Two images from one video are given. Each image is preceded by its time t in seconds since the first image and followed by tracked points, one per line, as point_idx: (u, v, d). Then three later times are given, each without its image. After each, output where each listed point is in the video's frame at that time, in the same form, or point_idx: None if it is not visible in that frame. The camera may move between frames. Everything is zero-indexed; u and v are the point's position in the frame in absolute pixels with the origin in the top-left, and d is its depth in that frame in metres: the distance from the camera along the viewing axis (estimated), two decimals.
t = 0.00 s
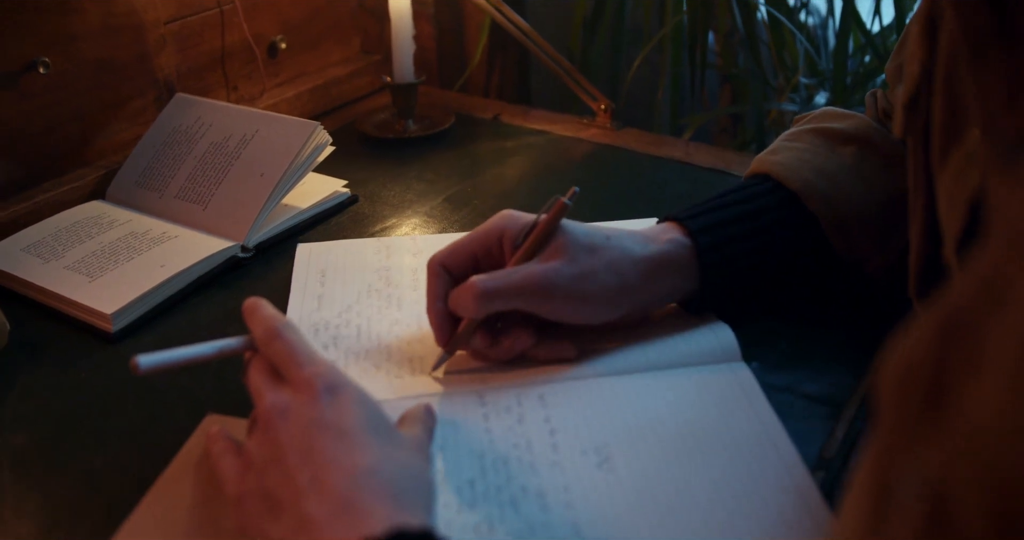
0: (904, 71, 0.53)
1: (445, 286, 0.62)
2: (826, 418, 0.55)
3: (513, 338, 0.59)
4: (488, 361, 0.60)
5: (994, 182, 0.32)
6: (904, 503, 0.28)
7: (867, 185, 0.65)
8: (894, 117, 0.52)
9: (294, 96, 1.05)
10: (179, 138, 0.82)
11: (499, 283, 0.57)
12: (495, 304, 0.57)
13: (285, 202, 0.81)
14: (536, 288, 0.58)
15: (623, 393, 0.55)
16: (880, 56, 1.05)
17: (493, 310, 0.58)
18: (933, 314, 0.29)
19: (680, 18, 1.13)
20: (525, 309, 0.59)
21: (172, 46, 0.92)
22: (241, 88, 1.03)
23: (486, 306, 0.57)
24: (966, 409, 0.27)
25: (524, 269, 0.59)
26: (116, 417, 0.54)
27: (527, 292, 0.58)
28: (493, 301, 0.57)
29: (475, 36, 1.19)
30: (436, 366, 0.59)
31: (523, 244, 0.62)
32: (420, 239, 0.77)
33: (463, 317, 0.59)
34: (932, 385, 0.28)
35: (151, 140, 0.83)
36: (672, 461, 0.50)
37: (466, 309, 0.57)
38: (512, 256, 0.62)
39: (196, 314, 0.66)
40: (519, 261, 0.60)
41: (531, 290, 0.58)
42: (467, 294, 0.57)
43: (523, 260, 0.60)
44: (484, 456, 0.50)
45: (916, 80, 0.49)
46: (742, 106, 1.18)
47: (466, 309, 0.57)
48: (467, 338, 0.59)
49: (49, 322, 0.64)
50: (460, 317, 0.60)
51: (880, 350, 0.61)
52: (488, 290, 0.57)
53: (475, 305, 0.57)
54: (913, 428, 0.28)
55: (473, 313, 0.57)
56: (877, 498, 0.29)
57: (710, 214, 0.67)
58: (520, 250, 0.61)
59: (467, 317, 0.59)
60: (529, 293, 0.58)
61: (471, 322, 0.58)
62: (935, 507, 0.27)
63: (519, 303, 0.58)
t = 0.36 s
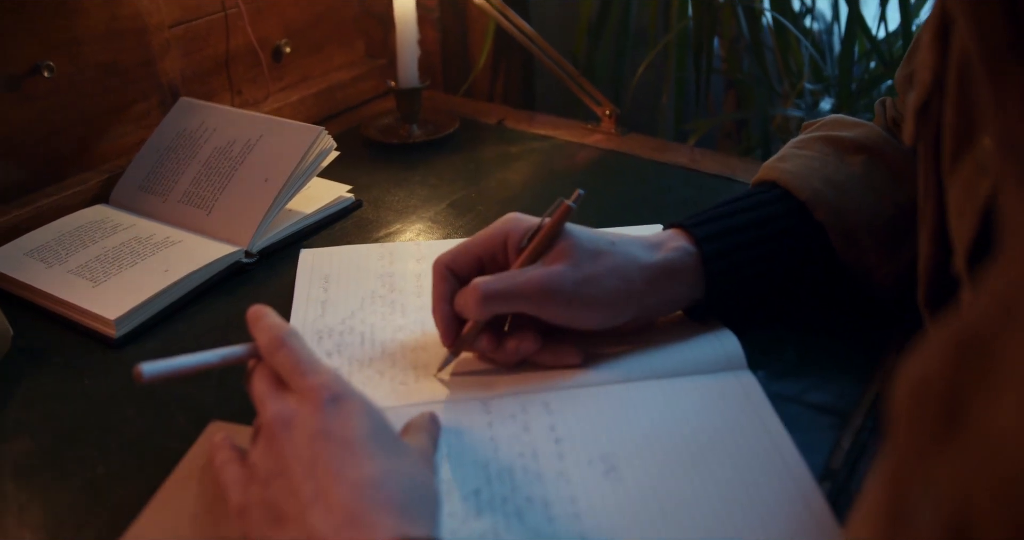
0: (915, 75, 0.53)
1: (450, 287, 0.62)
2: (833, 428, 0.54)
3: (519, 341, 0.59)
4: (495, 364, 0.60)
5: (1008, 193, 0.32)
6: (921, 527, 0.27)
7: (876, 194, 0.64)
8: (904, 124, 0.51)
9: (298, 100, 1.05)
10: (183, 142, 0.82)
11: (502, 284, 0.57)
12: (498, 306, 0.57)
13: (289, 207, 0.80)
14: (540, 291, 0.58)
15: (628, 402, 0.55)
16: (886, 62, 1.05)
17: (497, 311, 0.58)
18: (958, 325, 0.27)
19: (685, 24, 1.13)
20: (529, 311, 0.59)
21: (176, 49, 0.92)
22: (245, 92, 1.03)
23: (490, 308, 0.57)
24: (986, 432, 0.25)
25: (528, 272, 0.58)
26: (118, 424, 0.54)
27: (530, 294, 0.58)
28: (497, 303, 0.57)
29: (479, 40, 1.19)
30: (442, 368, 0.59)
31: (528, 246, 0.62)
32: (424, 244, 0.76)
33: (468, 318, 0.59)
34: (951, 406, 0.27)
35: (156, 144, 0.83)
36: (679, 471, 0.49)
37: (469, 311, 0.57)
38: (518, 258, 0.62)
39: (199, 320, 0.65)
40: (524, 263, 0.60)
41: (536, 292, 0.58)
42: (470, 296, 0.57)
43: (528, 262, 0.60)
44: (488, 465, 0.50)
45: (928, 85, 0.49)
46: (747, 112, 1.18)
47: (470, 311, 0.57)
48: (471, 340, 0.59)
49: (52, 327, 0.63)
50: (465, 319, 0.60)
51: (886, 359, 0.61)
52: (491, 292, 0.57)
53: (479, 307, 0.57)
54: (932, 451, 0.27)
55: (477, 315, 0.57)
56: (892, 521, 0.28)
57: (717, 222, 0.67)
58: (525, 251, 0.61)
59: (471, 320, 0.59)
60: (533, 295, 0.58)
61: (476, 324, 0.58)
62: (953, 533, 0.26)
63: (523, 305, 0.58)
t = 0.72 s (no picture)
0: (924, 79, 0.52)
1: (458, 289, 0.62)
2: (840, 432, 0.54)
3: (526, 344, 0.59)
4: (502, 366, 0.60)
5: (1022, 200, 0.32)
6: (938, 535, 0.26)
7: (883, 197, 0.64)
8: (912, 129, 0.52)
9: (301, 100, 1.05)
10: (186, 142, 0.81)
11: (511, 287, 0.57)
12: (506, 309, 0.57)
13: (292, 208, 0.80)
14: (548, 295, 0.58)
15: (635, 405, 0.55)
16: (890, 65, 1.05)
17: (505, 314, 0.58)
18: (976, 331, 0.27)
19: (688, 26, 1.13)
20: (537, 315, 0.59)
21: (180, 49, 0.92)
22: (248, 92, 1.02)
23: (499, 311, 0.57)
24: (1003, 443, 0.25)
25: (537, 276, 0.58)
26: (122, 426, 0.54)
27: (539, 298, 0.58)
28: (505, 306, 0.57)
29: (483, 41, 1.18)
30: (449, 370, 0.59)
31: (538, 249, 0.62)
32: (429, 246, 0.76)
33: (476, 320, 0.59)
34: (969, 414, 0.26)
35: (158, 144, 0.83)
36: (686, 475, 0.49)
37: (478, 314, 0.57)
38: (526, 261, 0.62)
39: (202, 321, 0.65)
40: (533, 267, 0.60)
41: (545, 296, 0.58)
42: (479, 299, 0.57)
43: (537, 266, 0.60)
44: (495, 469, 0.50)
45: (936, 93, 0.48)
46: (750, 113, 1.18)
47: (478, 313, 0.57)
48: (479, 343, 0.59)
49: (54, 328, 0.63)
50: (473, 321, 0.60)
51: (892, 363, 0.60)
52: (500, 295, 0.57)
53: (488, 309, 0.57)
54: (949, 462, 0.26)
55: (485, 318, 0.57)
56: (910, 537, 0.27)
57: (724, 226, 0.67)
58: (534, 254, 0.61)
59: (479, 322, 0.59)
60: (542, 299, 0.58)
61: (484, 327, 0.58)
62: None
63: (532, 309, 0.58)
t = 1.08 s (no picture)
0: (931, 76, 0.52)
1: (460, 283, 0.62)
2: (844, 429, 0.54)
3: (530, 340, 0.59)
4: (505, 360, 0.60)
5: None
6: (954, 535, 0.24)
7: (887, 194, 0.64)
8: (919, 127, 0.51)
9: (301, 95, 1.04)
10: (187, 138, 0.81)
11: (515, 285, 0.57)
12: (509, 305, 0.57)
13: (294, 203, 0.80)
14: (551, 292, 0.58)
15: (639, 402, 0.55)
16: (891, 60, 1.05)
17: (508, 311, 0.58)
18: (1010, 314, 0.23)
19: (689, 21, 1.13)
20: (540, 311, 0.59)
21: (180, 43, 0.91)
22: (248, 87, 1.02)
23: (502, 308, 0.57)
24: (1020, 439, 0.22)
25: (541, 273, 0.59)
26: (125, 423, 0.54)
27: (542, 295, 0.58)
28: (508, 303, 0.57)
29: (483, 35, 1.18)
30: (452, 364, 0.59)
31: (541, 244, 0.62)
32: (431, 241, 0.76)
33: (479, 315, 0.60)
34: (984, 404, 0.24)
35: (159, 140, 0.82)
36: (691, 472, 0.49)
37: (481, 310, 0.58)
38: (530, 257, 0.62)
39: (205, 317, 0.65)
40: (536, 262, 0.60)
41: (548, 294, 0.58)
42: (481, 295, 0.57)
43: (540, 262, 0.60)
44: (501, 465, 0.50)
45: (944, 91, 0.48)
46: (751, 109, 1.18)
47: (481, 309, 0.58)
48: (482, 337, 0.59)
49: (56, 325, 0.63)
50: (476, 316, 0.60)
51: (895, 360, 0.61)
52: (501, 291, 0.57)
53: (491, 306, 0.57)
54: (961, 461, 0.24)
55: (488, 313, 0.57)
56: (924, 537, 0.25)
57: (728, 222, 0.67)
58: (537, 250, 0.61)
59: (482, 318, 0.59)
60: (545, 296, 0.58)
61: (486, 321, 0.58)
62: None
63: (535, 306, 0.58)
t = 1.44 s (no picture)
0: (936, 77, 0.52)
1: (474, 267, 0.63)
2: (852, 430, 0.54)
3: (539, 327, 0.60)
4: (514, 347, 0.61)
5: None
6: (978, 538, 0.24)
7: (892, 194, 0.64)
8: (925, 129, 0.51)
9: (302, 96, 1.04)
10: (189, 140, 0.81)
11: (527, 266, 0.58)
12: (519, 286, 0.58)
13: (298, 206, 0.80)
14: (563, 277, 0.59)
15: (647, 402, 0.55)
16: (891, 60, 1.05)
17: (519, 293, 0.59)
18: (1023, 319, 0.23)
19: (689, 21, 1.13)
20: (551, 296, 0.60)
21: (181, 45, 0.91)
22: (249, 88, 1.01)
23: (513, 289, 0.58)
24: None
25: (553, 257, 0.59)
26: (131, 427, 0.53)
27: (554, 279, 0.59)
28: (519, 284, 0.58)
29: (484, 36, 1.18)
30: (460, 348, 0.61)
31: (554, 232, 0.63)
32: (435, 243, 0.76)
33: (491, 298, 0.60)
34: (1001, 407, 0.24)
35: (161, 142, 0.82)
36: (700, 473, 0.49)
37: (493, 290, 0.58)
38: (542, 244, 0.63)
39: (209, 320, 0.64)
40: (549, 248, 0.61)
41: (559, 278, 0.59)
42: (493, 274, 0.58)
43: (553, 248, 0.61)
44: (510, 466, 0.50)
45: (949, 94, 0.48)
46: (751, 109, 1.18)
47: (493, 289, 0.58)
48: (492, 321, 0.60)
49: (59, 329, 0.62)
50: (489, 299, 0.61)
51: (901, 361, 0.61)
52: (514, 271, 0.58)
53: (502, 286, 0.58)
54: (982, 466, 0.24)
55: (498, 294, 0.58)
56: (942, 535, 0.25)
57: (735, 222, 0.67)
58: (551, 236, 0.62)
59: (495, 300, 0.60)
60: (556, 281, 0.59)
61: (498, 304, 0.59)
62: None
63: (545, 289, 0.59)
